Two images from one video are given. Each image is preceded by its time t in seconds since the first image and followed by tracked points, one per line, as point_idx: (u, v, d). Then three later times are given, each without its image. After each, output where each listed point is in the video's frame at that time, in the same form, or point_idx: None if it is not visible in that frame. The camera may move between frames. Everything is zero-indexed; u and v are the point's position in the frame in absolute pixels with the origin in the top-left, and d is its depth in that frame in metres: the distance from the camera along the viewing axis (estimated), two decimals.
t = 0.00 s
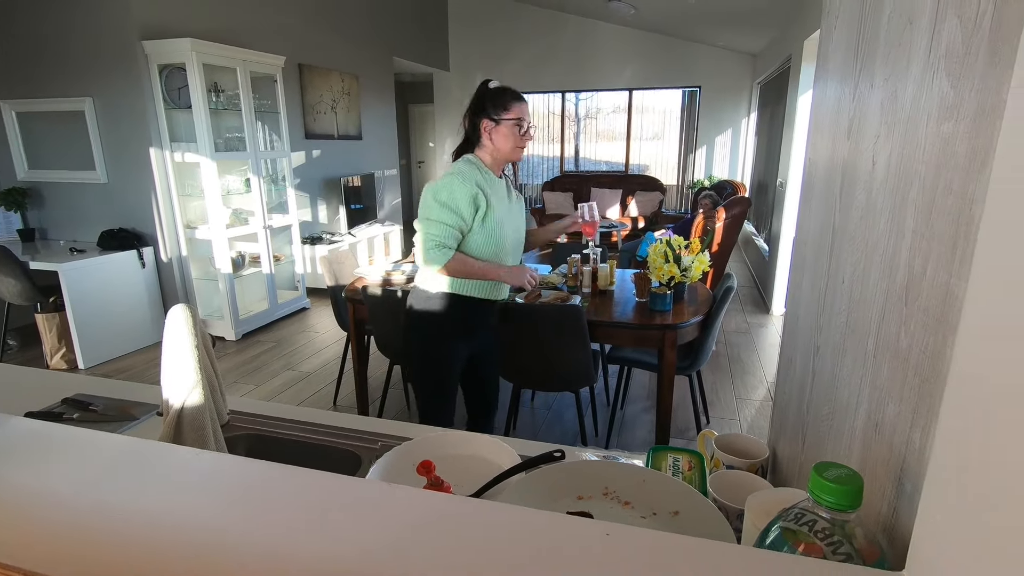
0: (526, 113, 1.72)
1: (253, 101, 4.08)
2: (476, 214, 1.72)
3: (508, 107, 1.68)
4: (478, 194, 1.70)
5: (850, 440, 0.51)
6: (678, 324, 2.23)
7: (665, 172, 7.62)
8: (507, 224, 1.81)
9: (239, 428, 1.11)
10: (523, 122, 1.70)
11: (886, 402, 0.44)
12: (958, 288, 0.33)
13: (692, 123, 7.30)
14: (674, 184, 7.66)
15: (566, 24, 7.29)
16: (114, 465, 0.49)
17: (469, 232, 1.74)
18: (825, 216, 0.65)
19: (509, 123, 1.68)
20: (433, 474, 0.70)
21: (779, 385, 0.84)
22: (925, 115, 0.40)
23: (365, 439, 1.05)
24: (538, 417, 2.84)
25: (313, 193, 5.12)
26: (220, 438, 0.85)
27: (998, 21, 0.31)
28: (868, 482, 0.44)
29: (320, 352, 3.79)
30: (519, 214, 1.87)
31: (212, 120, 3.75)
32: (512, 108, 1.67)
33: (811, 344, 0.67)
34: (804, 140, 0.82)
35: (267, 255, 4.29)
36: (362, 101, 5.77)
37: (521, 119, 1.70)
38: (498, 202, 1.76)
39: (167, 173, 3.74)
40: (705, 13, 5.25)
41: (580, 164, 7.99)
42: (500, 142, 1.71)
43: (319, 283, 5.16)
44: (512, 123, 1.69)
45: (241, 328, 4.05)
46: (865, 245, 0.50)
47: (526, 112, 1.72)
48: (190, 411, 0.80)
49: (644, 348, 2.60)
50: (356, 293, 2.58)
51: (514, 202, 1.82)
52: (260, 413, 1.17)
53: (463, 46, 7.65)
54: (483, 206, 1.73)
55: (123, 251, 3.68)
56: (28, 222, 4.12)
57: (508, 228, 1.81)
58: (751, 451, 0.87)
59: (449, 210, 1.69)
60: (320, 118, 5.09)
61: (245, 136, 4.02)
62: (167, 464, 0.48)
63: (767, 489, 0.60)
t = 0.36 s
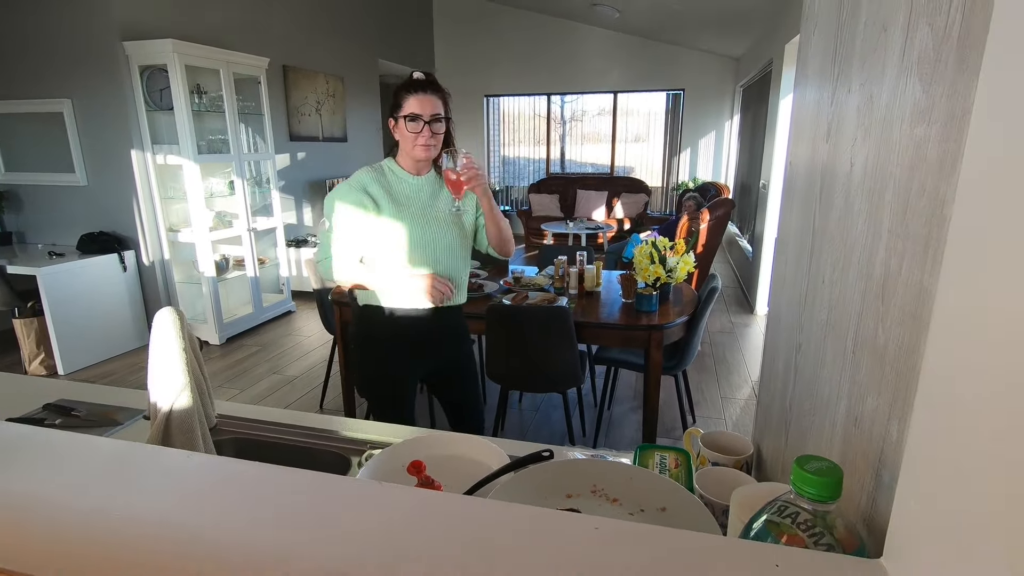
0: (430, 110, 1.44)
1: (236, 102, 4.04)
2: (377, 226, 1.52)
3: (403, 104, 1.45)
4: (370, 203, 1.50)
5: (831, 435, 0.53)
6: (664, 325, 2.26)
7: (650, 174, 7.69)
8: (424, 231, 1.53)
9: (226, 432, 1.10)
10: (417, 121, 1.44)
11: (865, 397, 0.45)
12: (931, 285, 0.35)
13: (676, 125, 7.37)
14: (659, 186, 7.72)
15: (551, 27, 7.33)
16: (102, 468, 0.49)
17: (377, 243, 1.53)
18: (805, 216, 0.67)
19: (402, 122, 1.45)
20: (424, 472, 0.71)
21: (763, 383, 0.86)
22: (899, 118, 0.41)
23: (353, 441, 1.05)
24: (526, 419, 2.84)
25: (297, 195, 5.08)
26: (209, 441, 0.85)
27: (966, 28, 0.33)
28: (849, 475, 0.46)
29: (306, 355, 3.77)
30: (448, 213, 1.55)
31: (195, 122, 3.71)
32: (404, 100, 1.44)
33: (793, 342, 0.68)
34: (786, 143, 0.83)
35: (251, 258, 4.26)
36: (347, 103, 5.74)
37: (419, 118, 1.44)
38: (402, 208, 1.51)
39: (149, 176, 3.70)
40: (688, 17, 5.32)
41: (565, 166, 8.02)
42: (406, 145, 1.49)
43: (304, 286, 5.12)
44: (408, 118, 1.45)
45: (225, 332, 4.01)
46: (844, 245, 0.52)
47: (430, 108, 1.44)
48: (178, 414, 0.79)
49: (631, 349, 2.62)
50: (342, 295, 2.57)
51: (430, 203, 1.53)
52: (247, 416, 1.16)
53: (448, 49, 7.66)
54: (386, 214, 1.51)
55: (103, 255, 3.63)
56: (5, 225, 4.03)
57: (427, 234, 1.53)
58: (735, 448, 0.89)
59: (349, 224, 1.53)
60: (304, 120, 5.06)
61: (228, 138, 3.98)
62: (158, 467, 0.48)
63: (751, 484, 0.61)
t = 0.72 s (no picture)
0: (391, 108, 1.25)
1: (239, 105, 4.06)
2: (352, 231, 1.41)
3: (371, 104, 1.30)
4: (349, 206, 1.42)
5: (831, 433, 0.53)
6: (666, 326, 2.26)
7: (652, 176, 7.70)
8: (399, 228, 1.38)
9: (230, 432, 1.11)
10: (376, 120, 1.25)
11: (864, 396, 0.46)
12: (927, 284, 0.35)
13: (678, 128, 7.39)
14: (660, 188, 7.73)
15: (552, 30, 7.34)
16: (110, 467, 0.49)
17: (357, 249, 1.42)
18: (805, 218, 0.67)
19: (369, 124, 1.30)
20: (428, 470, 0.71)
21: (764, 383, 0.86)
22: (897, 120, 0.42)
23: (357, 443, 1.06)
24: (528, 420, 2.85)
25: (300, 198, 5.10)
26: (215, 440, 0.85)
27: (962, 33, 0.33)
28: (849, 473, 0.46)
29: (308, 357, 3.78)
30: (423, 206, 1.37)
31: (197, 125, 3.73)
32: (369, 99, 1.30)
33: (794, 342, 0.69)
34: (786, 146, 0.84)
35: (254, 260, 4.27)
36: (349, 106, 5.76)
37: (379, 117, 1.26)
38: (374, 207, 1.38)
39: (152, 180, 3.72)
40: (689, 20, 5.33)
41: (567, 168, 8.03)
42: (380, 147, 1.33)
43: (306, 288, 5.14)
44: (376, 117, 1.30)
45: (228, 334, 4.02)
46: (844, 246, 0.52)
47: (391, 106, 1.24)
48: (185, 413, 0.80)
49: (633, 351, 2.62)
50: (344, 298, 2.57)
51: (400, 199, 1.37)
52: (252, 418, 1.17)
53: (450, 52, 7.68)
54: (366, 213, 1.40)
55: (107, 257, 3.65)
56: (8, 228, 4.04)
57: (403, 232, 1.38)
58: (736, 449, 0.89)
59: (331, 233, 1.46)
60: (307, 123, 5.08)
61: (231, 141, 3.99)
62: (166, 466, 0.49)
63: (750, 483, 0.61)
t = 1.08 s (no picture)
0: (393, 114, 1.12)
1: (254, 106, 4.10)
2: (356, 230, 1.29)
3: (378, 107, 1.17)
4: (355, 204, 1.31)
5: (849, 434, 0.53)
6: (678, 327, 2.25)
7: (664, 177, 7.66)
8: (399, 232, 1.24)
9: (248, 430, 1.12)
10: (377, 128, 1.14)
11: (883, 397, 0.45)
12: (949, 284, 0.35)
13: (691, 128, 7.35)
14: (673, 189, 7.69)
15: (565, 31, 7.33)
16: (132, 463, 0.50)
17: (358, 254, 1.30)
18: (822, 218, 0.67)
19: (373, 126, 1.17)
20: (442, 467, 0.74)
21: (779, 383, 0.86)
22: (917, 118, 0.42)
23: (369, 441, 1.06)
24: (540, 421, 2.85)
25: (313, 198, 5.13)
26: (231, 436, 0.87)
27: (984, 30, 0.33)
28: (867, 474, 0.45)
29: (321, 357, 3.81)
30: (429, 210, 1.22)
31: (213, 127, 3.77)
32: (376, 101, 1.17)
33: (810, 343, 0.68)
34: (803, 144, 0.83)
35: (269, 260, 4.31)
36: (362, 108, 5.80)
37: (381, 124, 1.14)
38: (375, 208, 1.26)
39: (170, 181, 3.77)
40: (703, 20, 5.30)
41: (579, 169, 8.01)
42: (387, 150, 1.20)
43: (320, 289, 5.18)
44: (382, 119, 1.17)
45: (242, 334, 4.07)
46: (862, 246, 0.52)
47: (392, 112, 1.12)
48: (203, 409, 0.81)
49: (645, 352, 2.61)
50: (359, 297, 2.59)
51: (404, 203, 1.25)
52: (268, 416, 1.18)
53: (462, 53, 7.70)
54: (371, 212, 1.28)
55: (125, 257, 3.71)
56: (30, 228, 4.13)
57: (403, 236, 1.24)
58: (751, 450, 0.88)
59: (336, 237, 1.36)
60: (320, 124, 5.12)
61: (246, 142, 4.03)
62: (186, 461, 0.50)
63: (765, 484, 0.61)
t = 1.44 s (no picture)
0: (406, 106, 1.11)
1: (273, 108, 4.15)
2: (371, 231, 1.29)
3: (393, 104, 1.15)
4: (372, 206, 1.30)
5: (871, 439, 0.52)
6: (695, 329, 2.23)
7: (681, 177, 7.59)
8: (409, 235, 1.24)
9: (267, 428, 1.14)
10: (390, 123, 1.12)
11: (907, 402, 0.44)
12: (978, 287, 0.34)
13: (708, 128, 7.28)
14: (690, 189, 7.62)
15: (581, 31, 7.32)
16: (156, 459, 0.51)
17: (371, 261, 1.30)
18: (844, 220, 0.65)
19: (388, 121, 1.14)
20: (458, 466, 0.75)
21: (799, 386, 0.85)
22: (944, 118, 0.41)
23: (386, 440, 1.07)
24: (554, 422, 2.84)
25: (330, 199, 5.18)
26: (251, 433, 0.88)
27: (1015, 29, 0.32)
28: (889, 481, 0.45)
29: (337, 356, 3.84)
30: (443, 212, 1.20)
31: (233, 128, 3.82)
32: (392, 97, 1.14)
33: (831, 346, 0.67)
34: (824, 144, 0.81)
35: (287, 260, 4.37)
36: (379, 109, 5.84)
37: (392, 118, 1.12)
38: (387, 213, 1.26)
39: (191, 182, 3.83)
40: (721, 19, 5.24)
41: (595, 169, 7.98)
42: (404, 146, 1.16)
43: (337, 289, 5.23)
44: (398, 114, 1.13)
45: (261, 333, 4.13)
46: (886, 248, 0.51)
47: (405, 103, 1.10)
48: (224, 407, 0.82)
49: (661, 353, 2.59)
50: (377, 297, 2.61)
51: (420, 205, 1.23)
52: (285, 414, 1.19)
53: (478, 54, 7.72)
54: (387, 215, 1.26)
55: (147, 257, 3.78)
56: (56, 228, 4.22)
57: (413, 238, 1.23)
58: (770, 453, 0.87)
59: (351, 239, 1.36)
60: (338, 125, 5.17)
61: (265, 143, 4.08)
62: (207, 458, 0.51)
63: (784, 488, 0.60)
